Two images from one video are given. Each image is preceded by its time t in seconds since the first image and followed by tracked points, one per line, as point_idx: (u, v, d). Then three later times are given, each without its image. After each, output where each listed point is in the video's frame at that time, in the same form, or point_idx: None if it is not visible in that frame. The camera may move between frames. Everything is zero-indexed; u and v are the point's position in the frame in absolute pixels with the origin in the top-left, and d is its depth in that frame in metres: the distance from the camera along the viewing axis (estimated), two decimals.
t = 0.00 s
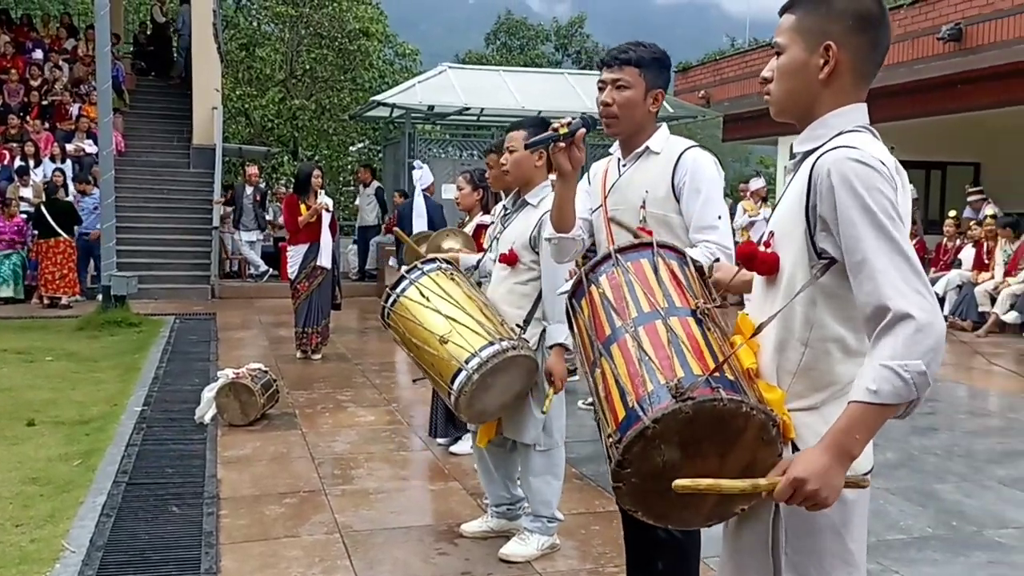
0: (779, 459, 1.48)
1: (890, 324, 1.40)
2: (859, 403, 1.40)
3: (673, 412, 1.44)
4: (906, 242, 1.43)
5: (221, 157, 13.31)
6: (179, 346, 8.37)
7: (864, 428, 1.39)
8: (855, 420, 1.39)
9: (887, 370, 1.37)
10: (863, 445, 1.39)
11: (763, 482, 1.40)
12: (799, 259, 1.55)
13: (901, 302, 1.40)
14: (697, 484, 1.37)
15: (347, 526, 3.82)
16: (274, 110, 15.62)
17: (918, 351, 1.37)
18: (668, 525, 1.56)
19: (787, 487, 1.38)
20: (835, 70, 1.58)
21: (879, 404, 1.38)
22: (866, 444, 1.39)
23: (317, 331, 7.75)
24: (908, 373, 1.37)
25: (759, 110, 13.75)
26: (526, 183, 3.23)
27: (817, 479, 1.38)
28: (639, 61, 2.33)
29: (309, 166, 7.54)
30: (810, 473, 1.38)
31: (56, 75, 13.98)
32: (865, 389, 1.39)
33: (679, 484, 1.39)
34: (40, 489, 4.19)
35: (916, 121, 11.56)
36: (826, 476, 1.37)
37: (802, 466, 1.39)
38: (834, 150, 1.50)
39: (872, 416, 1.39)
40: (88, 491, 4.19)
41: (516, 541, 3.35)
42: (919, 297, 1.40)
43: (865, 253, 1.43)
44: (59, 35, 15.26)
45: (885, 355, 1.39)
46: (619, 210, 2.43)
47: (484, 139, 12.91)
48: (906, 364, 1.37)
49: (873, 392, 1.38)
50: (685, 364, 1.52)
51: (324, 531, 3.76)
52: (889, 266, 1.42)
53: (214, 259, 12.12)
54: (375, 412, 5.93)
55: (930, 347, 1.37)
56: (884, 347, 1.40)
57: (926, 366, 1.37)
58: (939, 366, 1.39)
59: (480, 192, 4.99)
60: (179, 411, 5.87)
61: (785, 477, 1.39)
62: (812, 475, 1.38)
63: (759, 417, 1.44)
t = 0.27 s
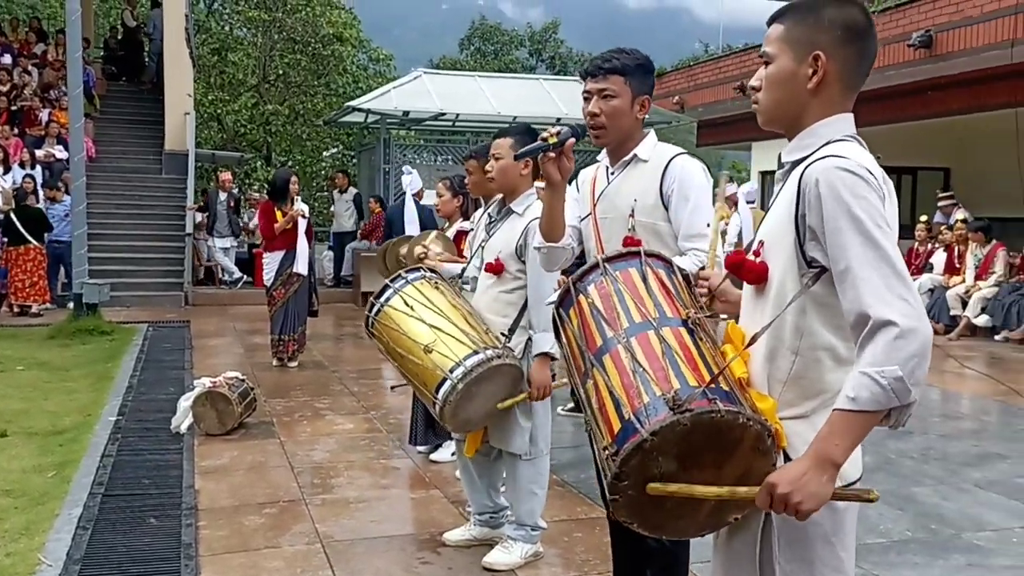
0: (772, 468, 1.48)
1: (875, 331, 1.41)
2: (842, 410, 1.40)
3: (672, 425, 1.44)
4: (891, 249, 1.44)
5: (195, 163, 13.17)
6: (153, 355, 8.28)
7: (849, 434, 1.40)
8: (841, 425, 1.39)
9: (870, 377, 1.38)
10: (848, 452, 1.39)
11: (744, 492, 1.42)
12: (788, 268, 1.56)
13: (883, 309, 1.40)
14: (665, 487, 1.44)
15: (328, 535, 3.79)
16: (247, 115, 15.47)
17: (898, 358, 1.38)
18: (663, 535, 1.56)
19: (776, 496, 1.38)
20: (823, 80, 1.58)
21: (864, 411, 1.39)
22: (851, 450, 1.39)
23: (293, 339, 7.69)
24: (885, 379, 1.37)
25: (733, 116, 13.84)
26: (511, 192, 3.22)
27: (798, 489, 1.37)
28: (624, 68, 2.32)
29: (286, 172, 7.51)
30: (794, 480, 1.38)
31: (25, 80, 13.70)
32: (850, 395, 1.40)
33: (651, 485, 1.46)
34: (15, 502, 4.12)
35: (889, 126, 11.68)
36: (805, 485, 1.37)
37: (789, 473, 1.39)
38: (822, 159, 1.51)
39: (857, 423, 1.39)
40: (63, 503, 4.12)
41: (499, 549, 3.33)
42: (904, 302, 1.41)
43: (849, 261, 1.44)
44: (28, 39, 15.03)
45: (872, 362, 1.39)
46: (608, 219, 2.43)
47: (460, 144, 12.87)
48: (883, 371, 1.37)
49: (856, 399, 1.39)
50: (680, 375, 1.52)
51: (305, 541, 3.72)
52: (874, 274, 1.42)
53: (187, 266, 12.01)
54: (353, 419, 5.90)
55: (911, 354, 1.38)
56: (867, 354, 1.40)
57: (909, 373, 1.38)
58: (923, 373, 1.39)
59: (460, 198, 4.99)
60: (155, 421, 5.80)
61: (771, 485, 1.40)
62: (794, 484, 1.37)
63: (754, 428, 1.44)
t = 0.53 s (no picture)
0: (770, 465, 1.51)
1: (880, 330, 1.44)
2: (849, 407, 1.43)
3: (674, 420, 1.46)
4: (893, 250, 1.47)
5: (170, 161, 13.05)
6: (128, 355, 8.21)
7: (855, 430, 1.42)
8: (846, 423, 1.42)
9: (877, 374, 1.41)
10: (853, 447, 1.42)
11: (755, 486, 1.43)
12: (788, 268, 1.59)
13: (889, 309, 1.44)
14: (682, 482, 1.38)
15: (313, 535, 3.78)
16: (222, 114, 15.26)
17: (906, 356, 1.41)
18: (662, 530, 1.58)
19: (783, 490, 1.41)
20: (821, 82, 1.61)
21: (870, 408, 1.42)
22: (854, 446, 1.42)
23: (272, 339, 7.65)
24: (896, 377, 1.40)
25: (710, 119, 13.93)
26: (502, 192, 3.26)
27: (805, 483, 1.40)
28: (615, 69, 2.34)
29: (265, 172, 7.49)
30: (801, 475, 1.40)
31: None
32: (855, 393, 1.43)
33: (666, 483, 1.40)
34: None
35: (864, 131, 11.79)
36: (816, 477, 1.40)
37: (795, 469, 1.42)
38: (824, 161, 1.54)
39: (862, 420, 1.42)
40: (42, 504, 4.08)
41: (485, 549, 3.34)
42: (907, 303, 1.44)
43: (854, 261, 1.47)
44: None
45: (876, 360, 1.42)
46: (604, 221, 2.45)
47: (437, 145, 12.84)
48: (894, 369, 1.41)
49: (863, 396, 1.42)
50: (681, 372, 1.54)
51: (289, 541, 3.71)
52: (877, 274, 1.46)
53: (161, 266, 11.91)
54: (334, 420, 5.88)
55: (917, 353, 1.41)
56: (874, 353, 1.43)
57: (915, 371, 1.41)
58: (925, 371, 1.43)
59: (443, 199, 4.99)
60: (133, 421, 5.75)
61: (778, 479, 1.42)
62: (802, 478, 1.40)
63: (756, 424, 1.47)
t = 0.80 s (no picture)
0: (774, 464, 1.54)
1: (887, 336, 1.46)
2: (855, 412, 1.45)
3: (684, 419, 1.48)
4: (903, 256, 1.50)
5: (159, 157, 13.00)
6: (117, 351, 8.18)
7: (859, 434, 1.45)
8: (851, 428, 1.45)
9: (883, 380, 1.43)
10: (858, 450, 1.44)
11: (756, 488, 1.47)
12: (798, 271, 1.62)
13: (897, 315, 1.46)
14: (676, 477, 1.48)
15: (307, 533, 3.79)
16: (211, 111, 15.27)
17: (910, 363, 1.44)
18: (664, 526, 1.61)
19: (788, 493, 1.43)
20: (833, 87, 1.64)
21: (875, 413, 1.44)
22: (860, 449, 1.45)
23: (263, 337, 7.64)
24: (899, 383, 1.43)
25: (700, 122, 13.96)
26: (504, 195, 3.29)
27: (811, 486, 1.42)
28: (619, 72, 2.37)
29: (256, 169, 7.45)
30: (808, 478, 1.43)
31: None
32: (861, 398, 1.45)
33: (663, 476, 1.50)
34: None
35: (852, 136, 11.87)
36: (821, 481, 1.42)
37: (801, 471, 1.44)
38: (839, 167, 1.57)
39: (867, 424, 1.45)
40: (35, 499, 4.07)
41: (480, 547, 3.36)
42: (915, 310, 1.47)
43: (865, 266, 1.50)
44: None
45: (884, 366, 1.45)
46: (609, 225, 2.48)
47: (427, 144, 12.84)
48: (898, 375, 1.43)
49: (869, 401, 1.44)
50: (691, 371, 1.56)
51: (283, 539, 3.71)
52: (887, 280, 1.48)
53: (150, 262, 11.86)
54: (326, 418, 5.88)
55: (923, 359, 1.44)
56: (880, 358, 1.46)
57: (920, 378, 1.43)
58: (931, 378, 1.45)
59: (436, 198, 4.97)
60: (124, 418, 5.74)
61: (783, 481, 1.44)
62: (808, 481, 1.42)
63: (762, 425, 1.50)
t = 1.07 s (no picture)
0: (787, 467, 1.54)
1: (904, 339, 1.47)
2: (872, 415, 1.47)
3: (700, 419, 1.49)
4: (921, 261, 1.51)
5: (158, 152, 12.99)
6: (117, 345, 8.17)
7: (874, 437, 1.46)
8: (867, 430, 1.46)
9: (900, 383, 1.44)
10: (873, 453, 1.46)
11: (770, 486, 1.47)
12: (813, 273, 1.63)
13: (915, 318, 1.47)
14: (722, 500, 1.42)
15: (308, 529, 3.79)
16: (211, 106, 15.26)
17: (928, 366, 1.44)
18: (676, 526, 1.61)
19: (804, 495, 1.45)
20: (846, 89, 1.65)
21: (891, 416, 1.45)
22: (875, 453, 1.46)
23: (263, 332, 7.65)
24: (917, 387, 1.44)
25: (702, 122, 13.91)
26: (508, 190, 3.30)
27: (825, 488, 1.44)
28: (635, 70, 2.37)
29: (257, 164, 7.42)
30: (823, 480, 1.44)
31: None
32: (878, 401, 1.46)
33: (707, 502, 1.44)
34: None
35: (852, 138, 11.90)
36: (835, 482, 1.44)
37: (815, 473, 1.45)
38: (855, 170, 1.58)
39: (883, 427, 1.46)
40: (36, 493, 4.07)
41: (482, 544, 3.36)
42: (931, 314, 1.48)
43: (882, 270, 1.51)
44: None
45: (899, 369, 1.46)
46: (619, 223, 2.49)
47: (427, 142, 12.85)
48: (916, 379, 1.44)
49: (886, 405, 1.45)
50: (706, 370, 1.57)
51: (285, 534, 3.72)
52: (904, 283, 1.50)
53: (150, 257, 11.85)
54: (327, 414, 5.89)
55: (939, 363, 1.45)
56: (896, 361, 1.47)
57: (936, 381, 1.44)
58: (947, 381, 1.46)
59: (441, 197, 5.04)
60: (124, 412, 5.74)
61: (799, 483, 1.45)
62: (822, 483, 1.44)
63: (777, 426, 1.50)
